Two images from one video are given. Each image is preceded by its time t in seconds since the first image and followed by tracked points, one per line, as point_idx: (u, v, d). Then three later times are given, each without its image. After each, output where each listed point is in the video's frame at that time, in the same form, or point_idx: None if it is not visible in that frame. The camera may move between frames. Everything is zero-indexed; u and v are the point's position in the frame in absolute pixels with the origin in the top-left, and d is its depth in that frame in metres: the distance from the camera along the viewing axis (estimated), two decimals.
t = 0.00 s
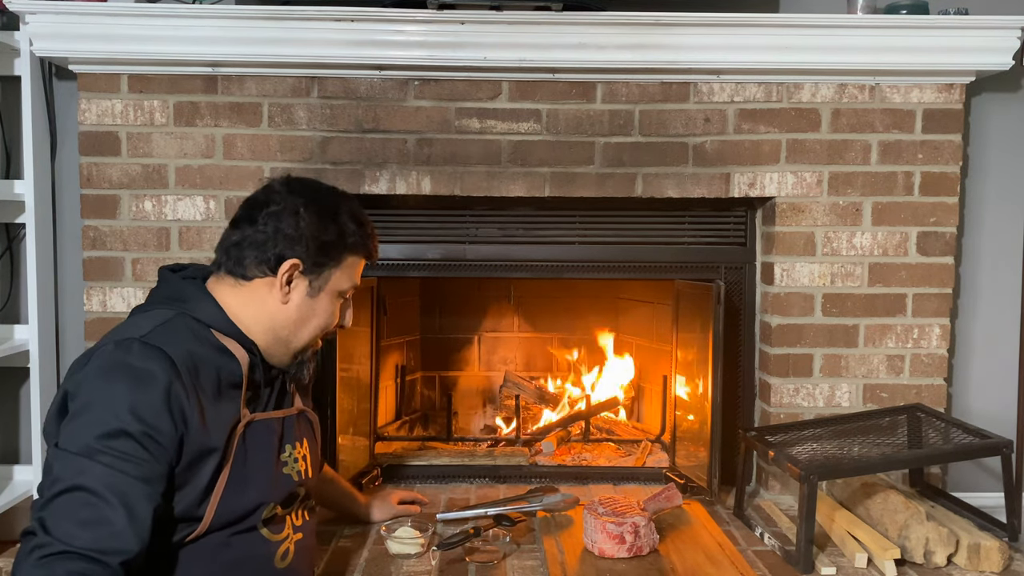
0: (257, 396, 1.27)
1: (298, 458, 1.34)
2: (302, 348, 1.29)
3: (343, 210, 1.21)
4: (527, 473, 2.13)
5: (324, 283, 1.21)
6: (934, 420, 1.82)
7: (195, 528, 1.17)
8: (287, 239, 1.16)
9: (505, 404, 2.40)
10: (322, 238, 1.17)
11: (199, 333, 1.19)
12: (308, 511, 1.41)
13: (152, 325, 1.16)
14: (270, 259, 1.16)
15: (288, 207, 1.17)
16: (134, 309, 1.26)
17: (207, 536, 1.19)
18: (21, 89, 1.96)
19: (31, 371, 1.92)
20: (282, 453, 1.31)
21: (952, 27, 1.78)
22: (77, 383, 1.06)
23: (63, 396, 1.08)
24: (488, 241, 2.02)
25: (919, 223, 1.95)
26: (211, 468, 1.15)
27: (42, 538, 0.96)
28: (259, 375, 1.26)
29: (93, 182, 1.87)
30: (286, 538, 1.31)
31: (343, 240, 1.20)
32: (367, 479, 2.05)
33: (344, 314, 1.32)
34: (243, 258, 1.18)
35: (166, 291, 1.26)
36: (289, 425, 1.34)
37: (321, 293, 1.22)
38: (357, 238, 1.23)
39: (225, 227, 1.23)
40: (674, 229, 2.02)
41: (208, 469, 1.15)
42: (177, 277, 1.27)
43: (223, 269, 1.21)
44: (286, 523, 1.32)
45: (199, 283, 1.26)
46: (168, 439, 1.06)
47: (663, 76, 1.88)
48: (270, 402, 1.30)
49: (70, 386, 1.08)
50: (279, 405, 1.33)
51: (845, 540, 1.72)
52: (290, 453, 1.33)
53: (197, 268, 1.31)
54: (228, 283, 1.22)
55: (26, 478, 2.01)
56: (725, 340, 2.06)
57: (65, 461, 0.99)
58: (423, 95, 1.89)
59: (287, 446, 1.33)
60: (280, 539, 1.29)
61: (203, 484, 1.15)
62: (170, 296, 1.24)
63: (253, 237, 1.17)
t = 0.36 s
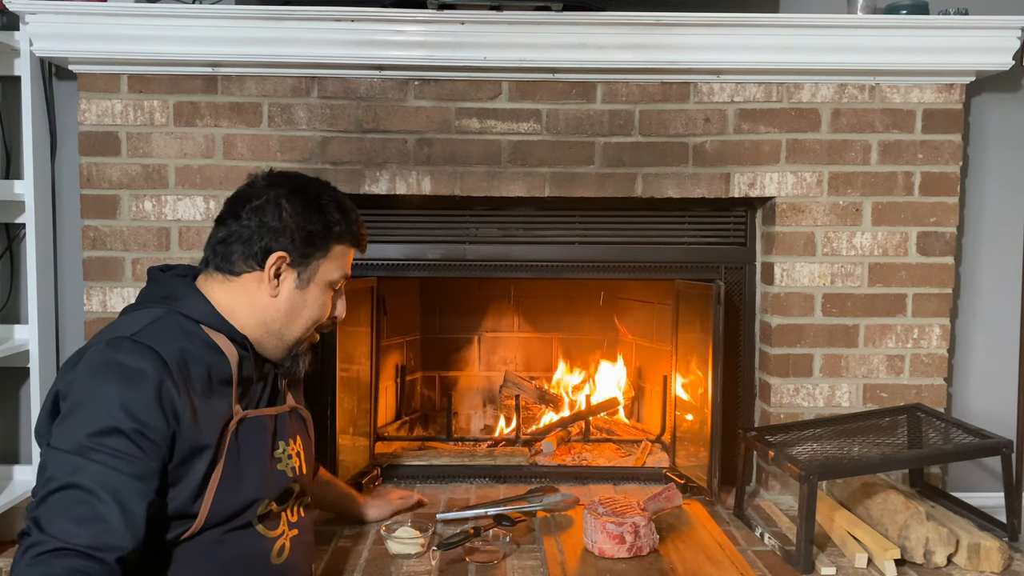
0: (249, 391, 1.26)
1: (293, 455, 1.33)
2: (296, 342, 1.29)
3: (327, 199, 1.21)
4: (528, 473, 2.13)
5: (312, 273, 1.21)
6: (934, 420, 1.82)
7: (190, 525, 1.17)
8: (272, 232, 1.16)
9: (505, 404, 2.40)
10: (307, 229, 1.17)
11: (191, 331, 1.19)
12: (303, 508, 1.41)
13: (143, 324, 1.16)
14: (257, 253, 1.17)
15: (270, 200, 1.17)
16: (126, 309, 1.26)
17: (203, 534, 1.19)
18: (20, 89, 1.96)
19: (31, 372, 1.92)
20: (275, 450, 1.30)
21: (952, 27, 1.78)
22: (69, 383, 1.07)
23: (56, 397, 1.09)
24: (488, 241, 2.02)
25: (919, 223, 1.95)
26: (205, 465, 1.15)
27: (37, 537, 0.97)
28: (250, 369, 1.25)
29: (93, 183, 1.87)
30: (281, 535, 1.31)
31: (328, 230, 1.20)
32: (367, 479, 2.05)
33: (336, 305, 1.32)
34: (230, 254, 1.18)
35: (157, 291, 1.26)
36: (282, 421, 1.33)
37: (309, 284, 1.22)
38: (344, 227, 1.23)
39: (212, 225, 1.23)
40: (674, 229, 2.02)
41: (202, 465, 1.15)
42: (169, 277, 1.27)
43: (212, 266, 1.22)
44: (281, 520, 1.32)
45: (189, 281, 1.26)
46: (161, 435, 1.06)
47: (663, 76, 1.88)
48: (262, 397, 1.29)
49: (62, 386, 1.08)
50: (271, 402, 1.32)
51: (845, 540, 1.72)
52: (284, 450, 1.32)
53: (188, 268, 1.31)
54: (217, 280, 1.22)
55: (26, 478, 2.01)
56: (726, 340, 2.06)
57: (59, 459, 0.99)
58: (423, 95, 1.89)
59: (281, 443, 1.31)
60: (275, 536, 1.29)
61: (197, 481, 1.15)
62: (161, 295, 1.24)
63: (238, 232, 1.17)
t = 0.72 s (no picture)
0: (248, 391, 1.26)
1: (291, 453, 1.33)
2: (298, 345, 1.30)
3: (338, 207, 1.22)
4: (528, 473, 2.13)
5: (322, 279, 1.22)
6: (934, 420, 1.82)
7: (193, 522, 1.16)
8: (286, 238, 1.16)
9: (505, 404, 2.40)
10: (320, 236, 1.18)
11: (196, 327, 1.18)
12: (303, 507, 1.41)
13: (150, 319, 1.15)
14: (270, 257, 1.16)
15: (285, 206, 1.16)
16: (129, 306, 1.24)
17: (206, 531, 1.19)
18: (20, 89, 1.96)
19: (31, 372, 1.92)
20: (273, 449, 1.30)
21: (952, 27, 1.78)
22: (74, 375, 1.06)
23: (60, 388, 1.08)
24: (488, 241, 2.02)
25: (920, 223, 1.95)
26: (208, 462, 1.15)
27: (37, 528, 0.96)
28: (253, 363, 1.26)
29: (93, 183, 1.87)
30: (281, 533, 1.31)
31: (340, 238, 1.21)
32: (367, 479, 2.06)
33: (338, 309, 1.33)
34: (241, 257, 1.18)
35: (161, 288, 1.24)
36: (280, 420, 1.33)
37: (319, 289, 1.22)
38: (353, 234, 1.24)
39: (219, 225, 1.22)
40: (674, 229, 2.02)
41: (206, 463, 1.14)
42: (170, 275, 1.26)
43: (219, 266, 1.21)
44: (282, 519, 1.31)
45: (192, 279, 1.25)
46: (165, 433, 1.05)
47: (663, 76, 1.88)
48: (263, 396, 1.30)
49: (68, 378, 1.08)
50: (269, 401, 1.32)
51: (845, 540, 1.72)
52: (282, 449, 1.32)
53: (191, 266, 1.30)
54: (223, 280, 1.22)
55: (26, 478, 2.02)
56: (726, 340, 2.06)
57: (61, 452, 0.99)
58: (423, 95, 1.89)
59: (279, 442, 1.31)
60: (276, 534, 1.29)
61: (201, 478, 1.14)
62: (165, 293, 1.22)
63: (251, 236, 1.16)
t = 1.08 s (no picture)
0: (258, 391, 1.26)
1: (298, 455, 1.33)
2: (312, 341, 1.28)
3: (333, 198, 1.21)
4: (527, 474, 2.12)
5: (325, 271, 1.21)
6: (934, 420, 1.82)
7: (200, 520, 1.17)
8: (282, 233, 1.16)
9: (505, 404, 2.40)
10: (316, 227, 1.17)
11: (207, 325, 1.17)
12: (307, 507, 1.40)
13: (162, 317, 1.14)
14: (269, 255, 1.17)
15: (278, 202, 1.16)
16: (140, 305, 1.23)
17: (212, 530, 1.19)
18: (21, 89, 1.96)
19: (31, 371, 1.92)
20: (281, 450, 1.29)
21: (952, 27, 1.78)
22: (91, 373, 1.05)
23: (74, 384, 1.07)
24: (488, 241, 2.02)
25: (919, 223, 1.95)
26: (219, 462, 1.15)
27: (65, 528, 0.97)
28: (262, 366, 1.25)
29: (93, 183, 1.87)
30: (285, 532, 1.30)
31: (337, 227, 1.20)
32: (367, 479, 2.06)
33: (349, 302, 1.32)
34: (243, 258, 1.18)
35: (173, 288, 1.23)
36: (288, 422, 1.33)
37: (323, 282, 1.21)
38: (351, 224, 1.22)
39: (221, 231, 1.23)
40: (674, 229, 2.02)
41: (217, 462, 1.15)
42: (182, 275, 1.25)
43: (224, 270, 1.21)
44: (286, 518, 1.31)
45: (204, 279, 1.24)
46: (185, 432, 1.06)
47: (663, 76, 1.88)
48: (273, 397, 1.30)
49: (82, 375, 1.07)
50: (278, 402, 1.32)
51: (845, 540, 1.72)
52: (290, 450, 1.31)
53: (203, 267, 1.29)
54: (228, 282, 1.21)
55: (26, 478, 2.02)
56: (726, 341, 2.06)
57: (86, 453, 0.98)
58: (423, 95, 1.89)
59: (287, 443, 1.31)
60: (280, 533, 1.29)
61: (211, 478, 1.15)
62: (178, 292, 1.21)
63: (249, 236, 1.17)
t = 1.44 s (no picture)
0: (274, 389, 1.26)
1: (310, 454, 1.33)
2: (326, 335, 1.27)
3: (326, 190, 1.20)
4: (527, 474, 2.12)
5: (326, 263, 1.20)
6: (934, 420, 1.81)
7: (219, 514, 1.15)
8: (279, 230, 1.16)
9: (505, 404, 2.40)
10: (312, 220, 1.17)
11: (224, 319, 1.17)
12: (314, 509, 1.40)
13: (182, 314, 1.13)
14: (270, 252, 1.17)
15: (271, 200, 1.17)
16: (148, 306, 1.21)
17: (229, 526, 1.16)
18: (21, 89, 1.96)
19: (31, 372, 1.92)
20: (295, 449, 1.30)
21: (952, 27, 1.78)
22: (133, 375, 1.03)
23: (107, 391, 1.03)
24: (488, 241, 2.02)
25: (920, 223, 1.95)
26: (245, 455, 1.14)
27: (157, 531, 0.96)
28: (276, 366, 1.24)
29: (93, 183, 1.87)
30: (297, 532, 1.29)
31: (333, 217, 1.19)
32: (367, 479, 2.07)
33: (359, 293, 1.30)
34: (245, 259, 1.19)
35: (184, 288, 1.22)
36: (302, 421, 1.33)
37: (327, 274, 1.21)
38: (348, 213, 1.21)
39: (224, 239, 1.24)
40: (674, 229, 2.02)
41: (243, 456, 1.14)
42: (195, 273, 1.24)
43: (230, 275, 1.22)
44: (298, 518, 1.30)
45: (217, 276, 1.24)
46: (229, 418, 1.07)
47: (663, 76, 1.88)
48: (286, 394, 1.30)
49: (113, 381, 1.03)
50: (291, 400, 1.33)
51: (845, 540, 1.72)
52: (303, 449, 1.32)
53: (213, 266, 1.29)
54: (234, 284, 1.22)
55: (26, 478, 2.02)
56: (725, 341, 2.06)
57: (156, 452, 0.97)
58: (423, 95, 1.89)
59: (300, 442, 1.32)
60: (293, 532, 1.27)
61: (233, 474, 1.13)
62: (191, 291, 1.20)
63: (248, 237, 1.17)
